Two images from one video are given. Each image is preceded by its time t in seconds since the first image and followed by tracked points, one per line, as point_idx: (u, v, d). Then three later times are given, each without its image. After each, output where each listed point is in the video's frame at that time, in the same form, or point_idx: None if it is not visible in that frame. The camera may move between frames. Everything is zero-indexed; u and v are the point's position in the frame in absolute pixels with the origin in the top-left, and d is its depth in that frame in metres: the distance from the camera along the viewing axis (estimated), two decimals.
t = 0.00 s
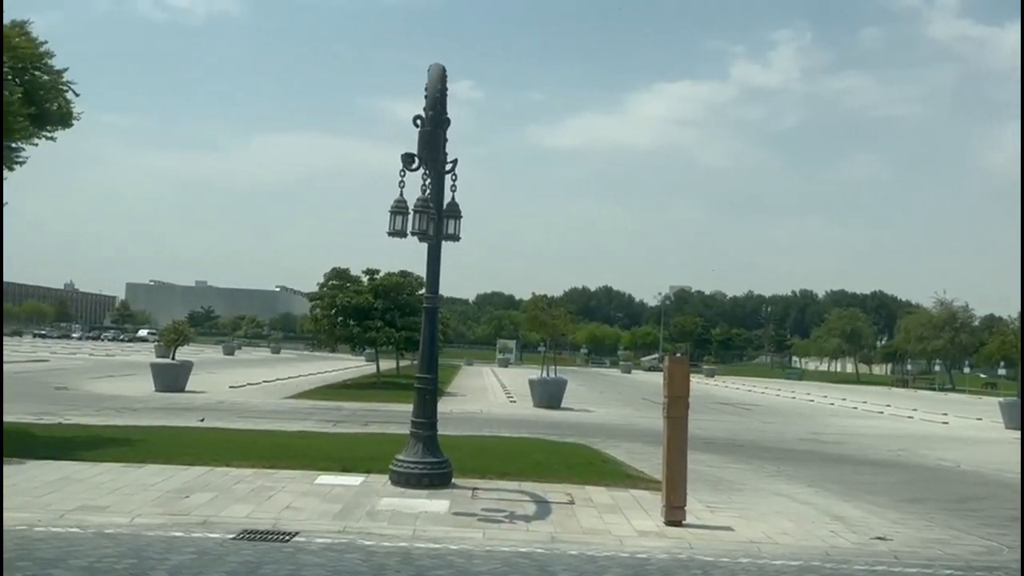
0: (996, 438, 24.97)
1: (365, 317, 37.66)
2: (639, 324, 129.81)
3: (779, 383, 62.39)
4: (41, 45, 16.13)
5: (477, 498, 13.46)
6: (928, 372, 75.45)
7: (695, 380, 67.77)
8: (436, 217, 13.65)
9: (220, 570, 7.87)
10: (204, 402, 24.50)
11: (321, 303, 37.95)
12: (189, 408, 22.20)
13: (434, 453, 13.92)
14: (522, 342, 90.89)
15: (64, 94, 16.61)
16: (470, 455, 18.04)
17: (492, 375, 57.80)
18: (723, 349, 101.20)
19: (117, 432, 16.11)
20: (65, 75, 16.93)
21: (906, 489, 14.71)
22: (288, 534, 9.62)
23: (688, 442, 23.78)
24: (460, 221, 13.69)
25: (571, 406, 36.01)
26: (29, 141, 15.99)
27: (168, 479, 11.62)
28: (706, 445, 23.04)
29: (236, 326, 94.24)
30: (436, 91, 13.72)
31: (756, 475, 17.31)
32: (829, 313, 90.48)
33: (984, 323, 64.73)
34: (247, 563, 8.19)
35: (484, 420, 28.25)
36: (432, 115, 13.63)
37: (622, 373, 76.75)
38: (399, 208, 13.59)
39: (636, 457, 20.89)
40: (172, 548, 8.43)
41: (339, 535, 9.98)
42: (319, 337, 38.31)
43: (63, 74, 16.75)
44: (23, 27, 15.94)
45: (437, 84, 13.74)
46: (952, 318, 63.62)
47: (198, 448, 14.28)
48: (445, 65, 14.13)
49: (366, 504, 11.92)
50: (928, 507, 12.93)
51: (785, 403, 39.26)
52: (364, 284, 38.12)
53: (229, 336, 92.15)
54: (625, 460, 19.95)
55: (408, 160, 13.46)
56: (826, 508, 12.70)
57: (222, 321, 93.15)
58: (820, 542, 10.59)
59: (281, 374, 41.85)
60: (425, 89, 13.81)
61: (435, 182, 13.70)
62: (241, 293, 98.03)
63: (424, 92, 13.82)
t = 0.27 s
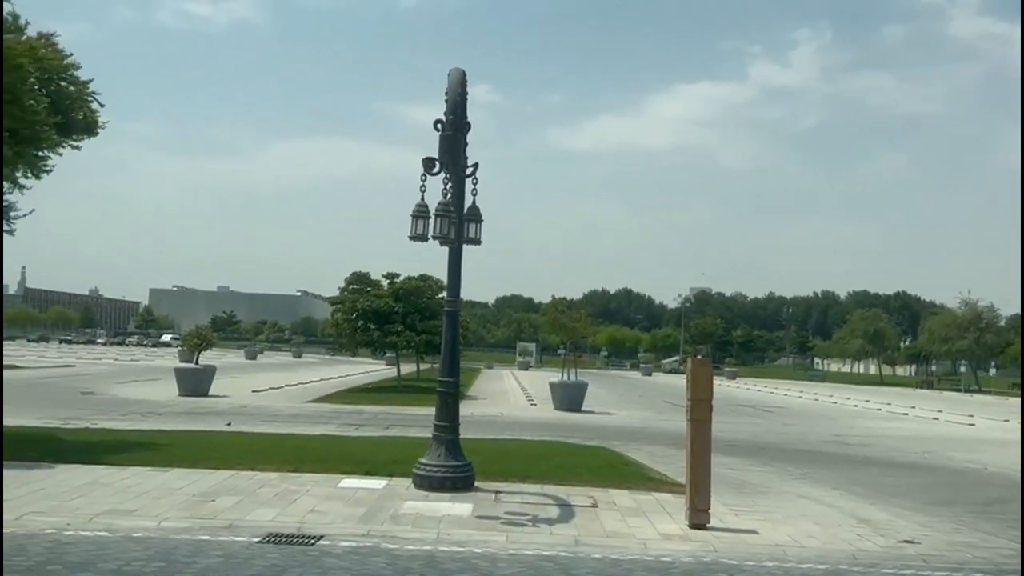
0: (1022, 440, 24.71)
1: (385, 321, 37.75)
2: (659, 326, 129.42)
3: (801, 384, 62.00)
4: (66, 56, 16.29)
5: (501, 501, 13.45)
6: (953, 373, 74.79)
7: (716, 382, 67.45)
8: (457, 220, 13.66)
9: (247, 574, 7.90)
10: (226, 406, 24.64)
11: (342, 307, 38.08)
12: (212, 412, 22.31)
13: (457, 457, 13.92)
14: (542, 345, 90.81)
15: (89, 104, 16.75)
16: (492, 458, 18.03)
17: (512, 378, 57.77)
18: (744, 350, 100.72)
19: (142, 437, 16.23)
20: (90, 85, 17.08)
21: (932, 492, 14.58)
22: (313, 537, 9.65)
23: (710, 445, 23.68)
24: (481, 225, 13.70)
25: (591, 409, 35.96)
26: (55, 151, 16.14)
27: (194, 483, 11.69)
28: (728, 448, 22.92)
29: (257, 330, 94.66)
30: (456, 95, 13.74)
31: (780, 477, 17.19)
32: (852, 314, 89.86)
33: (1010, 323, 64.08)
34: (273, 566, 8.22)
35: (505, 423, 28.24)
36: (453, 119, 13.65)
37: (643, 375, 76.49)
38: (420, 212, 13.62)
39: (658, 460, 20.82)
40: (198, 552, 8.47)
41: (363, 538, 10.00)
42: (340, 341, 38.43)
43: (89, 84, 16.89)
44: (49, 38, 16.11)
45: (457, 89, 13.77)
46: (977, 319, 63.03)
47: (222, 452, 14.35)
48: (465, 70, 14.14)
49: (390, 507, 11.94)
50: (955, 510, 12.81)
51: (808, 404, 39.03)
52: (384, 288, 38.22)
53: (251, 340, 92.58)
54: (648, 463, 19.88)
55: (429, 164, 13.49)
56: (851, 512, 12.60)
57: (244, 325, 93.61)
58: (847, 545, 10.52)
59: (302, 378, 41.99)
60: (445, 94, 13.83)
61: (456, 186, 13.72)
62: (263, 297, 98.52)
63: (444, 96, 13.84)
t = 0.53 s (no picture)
0: None
1: (405, 325, 37.81)
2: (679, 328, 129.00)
3: (823, 387, 61.62)
4: (90, 66, 16.38)
5: (523, 505, 13.41)
6: (977, 375, 74.18)
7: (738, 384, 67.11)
8: (477, 224, 13.66)
9: None
10: (248, 410, 24.72)
11: (362, 311, 38.16)
12: (234, 417, 22.39)
13: (478, 461, 13.90)
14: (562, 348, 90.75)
15: (113, 114, 16.81)
16: (514, 462, 18.00)
17: (531, 382, 57.74)
18: (765, 352, 100.31)
19: (166, 441, 16.31)
20: (114, 95, 17.16)
21: (958, 495, 14.43)
22: (337, 541, 9.65)
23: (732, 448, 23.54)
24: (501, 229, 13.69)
25: (612, 412, 35.89)
26: (78, 160, 16.19)
27: (218, 488, 11.73)
28: (751, 451, 22.78)
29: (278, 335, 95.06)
30: (476, 99, 13.74)
31: (803, 480, 17.08)
32: (874, 315, 89.31)
33: None
34: (298, 570, 8.22)
35: (525, 427, 28.20)
36: (472, 124, 13.64)
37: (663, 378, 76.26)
38: (440, 217, 13.62)
39: (680, 463, 20.73)
40: (223, 556, 8.48)
41: (386, 542, 10.00)
42: (360, 345, 38.52)
43: (112, 94, 16.95)
44: (72, 48, 16.20)
45: (476, 93, 13.76)
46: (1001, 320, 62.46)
47: (245, 456, 14.40)
48: (484, 74, 14.15)
49: (413, 511, 11.93)
50: (982, 513, 12.67)
51: (830, 407, 38.78)
52: (403, 292, 38.28)
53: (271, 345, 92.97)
54: (670, 467, 19.79)
55: (449, 168, 13.50)
56: (877, 515, 12.49)
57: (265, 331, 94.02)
58: (873, 549, 10.42)
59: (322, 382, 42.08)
60: (464, 99, 13.83)
61: (476, 190, 13.71)
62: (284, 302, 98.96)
63: (463, 101, 13.84)
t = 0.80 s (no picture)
0: None
1: (424, 329, 37.82)
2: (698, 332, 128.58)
3: (845, 390, 61.23)
4: (112, 75, 16.44)
5: (544, 510, 13.35)
6: (1002, 377, 73.57)
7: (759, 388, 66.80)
8: (497, 228, 13.62)
9: None
10: (269, 416, 24.76)
11: (381, 315, 38.20)
12: (256, 422, 22.45)
13: (499, 465, 13.86)
14: (580, 352, 90.69)
15: (135, 123, 16.87)
16: (535, 466, 17.95)
17: (551, 386, 57.63)
18: (785, 355, 99.90)
19: (188, 446, 16.36)
20: (137, 104, 17.21)
21: (984, 499, 14.27)
22: (358, 546, 9.64)
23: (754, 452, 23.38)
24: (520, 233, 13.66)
25: (632, 416, 35.75)
26: (101, 168, 16.24)
27: (240, 493, 11.74)
28: (772, 455, 22.62)
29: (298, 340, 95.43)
30: (494, 104, 13.70)
31: (827, 484, 16.94)
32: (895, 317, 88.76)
33: None
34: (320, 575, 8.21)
35: (545, 431, 28.13)
36: (491, 128, 13.61)
37: (683, 381, 76.05)
38: (460, 221, 13.60)
39: (701, 467, 20.61)
40: (247, 561, 8.49)
41: (407, 546, 9.98)
42: (379, 349, 38.55)
43: (135, 101, 17.00)
44: (95, 58, 16.28)
45: (495, 98, 13.72)
46: None
47: (267, 461, 14.41)
48: (502, 78, 14.11)
49: (433, 515, 11.91)
50: (1010, 518, 12.51)
51: (852, 410, 38.50)
52: (422, 296, 38.30)
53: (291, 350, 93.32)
54: (691, 471, 19.68)
55: (467, 173, 13.49)
56: (903, 520, 12.37)
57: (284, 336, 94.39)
58: (899, 555, 10.32)
59: (342, 387, 42.13)
60: (482, 103, 13.80)
61: (494, 195, 13.67)
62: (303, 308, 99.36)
63: (481, 105, 13.81)
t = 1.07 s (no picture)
0: None
1: (441, 334, 37.82)
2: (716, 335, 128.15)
3: (866, 393, 60.82)
4: (132, 83, 16.52)
5: (563, 515, 13.29)
6: None
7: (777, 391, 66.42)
8: (514, 233, 13.58)
9: None
10: (288, 421, 24.80)
11: (398, 321, 38.22)
12: (274, 427, 22.49)
13: (517, 470, 13.81)
14: (598, 357, 90.46)
15: (155, 130, 16.93)
16: (554, 471, 17.88)
17: (567, 390, 57.49)
18: (804, 358, 99.43)
19: (207, 452, 16.38)
20: (156, 111, 17.28)
21: (1008, 503, 14.10)
22: (377, 551, 9.60)
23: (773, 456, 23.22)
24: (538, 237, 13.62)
25: (649, 420, 35.62)
26: (122, 176, 16.32)
27: (259, 498, 11.73)
28: (792, 459, 22.46)
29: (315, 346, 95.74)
30: (511, 108, 13.68)
31: (848, 488, 16.80)
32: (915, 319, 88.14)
33: None
34: None
35: (563, 435, 28.05)
36: (508, 133, 13.59)
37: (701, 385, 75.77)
38: (477, 226, 13.58)
39: (720, 472, 20.49)
40: (267, 566, 8.47)
41: (426, 551, 9.94)
42: (396, 354, 38.57)
43: (154, 109, 17.07)
44: (115, 66, 16.36)
45: (511, 102, 13.70)
46: None
47: (287, 466, 14.41)
48: (519, 82, 14.10)
49: (452, 520, 11.86)
50: None
51: (872, 413, 38.20)
52: (439, 301, 38.30)
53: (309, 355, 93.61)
54: (710, 475, 19.55)
55: (484, 178, 13.46)
56: (927, 524, 12.23)
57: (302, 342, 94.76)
58: (923, 559, 10.20)
59: (359, 392, 42.15)
60: (499, 108, 13.79)
61: (512, 199, 13.64)
62: (321, 314, 99.78)
63: (498, 110, 13.79)
